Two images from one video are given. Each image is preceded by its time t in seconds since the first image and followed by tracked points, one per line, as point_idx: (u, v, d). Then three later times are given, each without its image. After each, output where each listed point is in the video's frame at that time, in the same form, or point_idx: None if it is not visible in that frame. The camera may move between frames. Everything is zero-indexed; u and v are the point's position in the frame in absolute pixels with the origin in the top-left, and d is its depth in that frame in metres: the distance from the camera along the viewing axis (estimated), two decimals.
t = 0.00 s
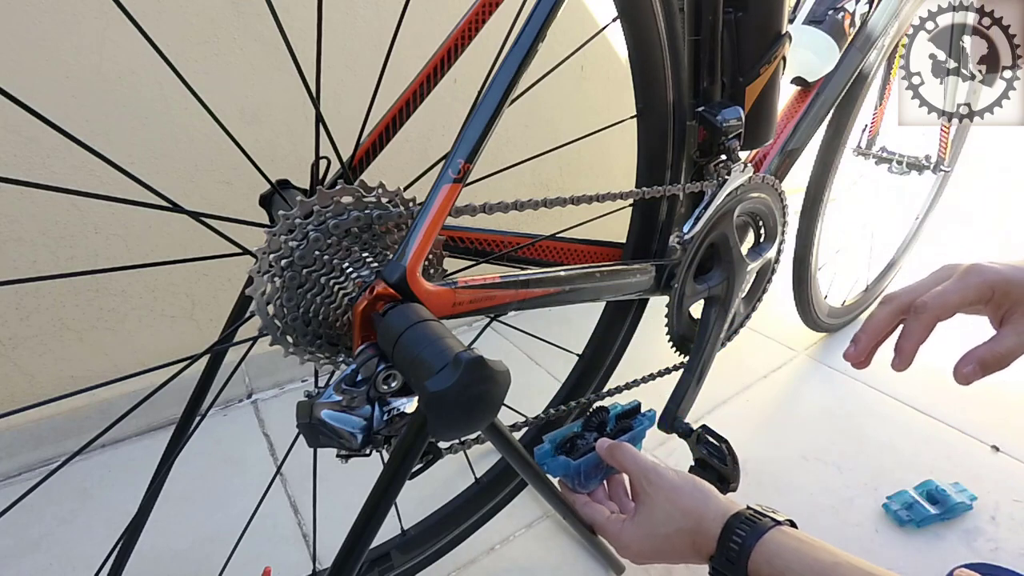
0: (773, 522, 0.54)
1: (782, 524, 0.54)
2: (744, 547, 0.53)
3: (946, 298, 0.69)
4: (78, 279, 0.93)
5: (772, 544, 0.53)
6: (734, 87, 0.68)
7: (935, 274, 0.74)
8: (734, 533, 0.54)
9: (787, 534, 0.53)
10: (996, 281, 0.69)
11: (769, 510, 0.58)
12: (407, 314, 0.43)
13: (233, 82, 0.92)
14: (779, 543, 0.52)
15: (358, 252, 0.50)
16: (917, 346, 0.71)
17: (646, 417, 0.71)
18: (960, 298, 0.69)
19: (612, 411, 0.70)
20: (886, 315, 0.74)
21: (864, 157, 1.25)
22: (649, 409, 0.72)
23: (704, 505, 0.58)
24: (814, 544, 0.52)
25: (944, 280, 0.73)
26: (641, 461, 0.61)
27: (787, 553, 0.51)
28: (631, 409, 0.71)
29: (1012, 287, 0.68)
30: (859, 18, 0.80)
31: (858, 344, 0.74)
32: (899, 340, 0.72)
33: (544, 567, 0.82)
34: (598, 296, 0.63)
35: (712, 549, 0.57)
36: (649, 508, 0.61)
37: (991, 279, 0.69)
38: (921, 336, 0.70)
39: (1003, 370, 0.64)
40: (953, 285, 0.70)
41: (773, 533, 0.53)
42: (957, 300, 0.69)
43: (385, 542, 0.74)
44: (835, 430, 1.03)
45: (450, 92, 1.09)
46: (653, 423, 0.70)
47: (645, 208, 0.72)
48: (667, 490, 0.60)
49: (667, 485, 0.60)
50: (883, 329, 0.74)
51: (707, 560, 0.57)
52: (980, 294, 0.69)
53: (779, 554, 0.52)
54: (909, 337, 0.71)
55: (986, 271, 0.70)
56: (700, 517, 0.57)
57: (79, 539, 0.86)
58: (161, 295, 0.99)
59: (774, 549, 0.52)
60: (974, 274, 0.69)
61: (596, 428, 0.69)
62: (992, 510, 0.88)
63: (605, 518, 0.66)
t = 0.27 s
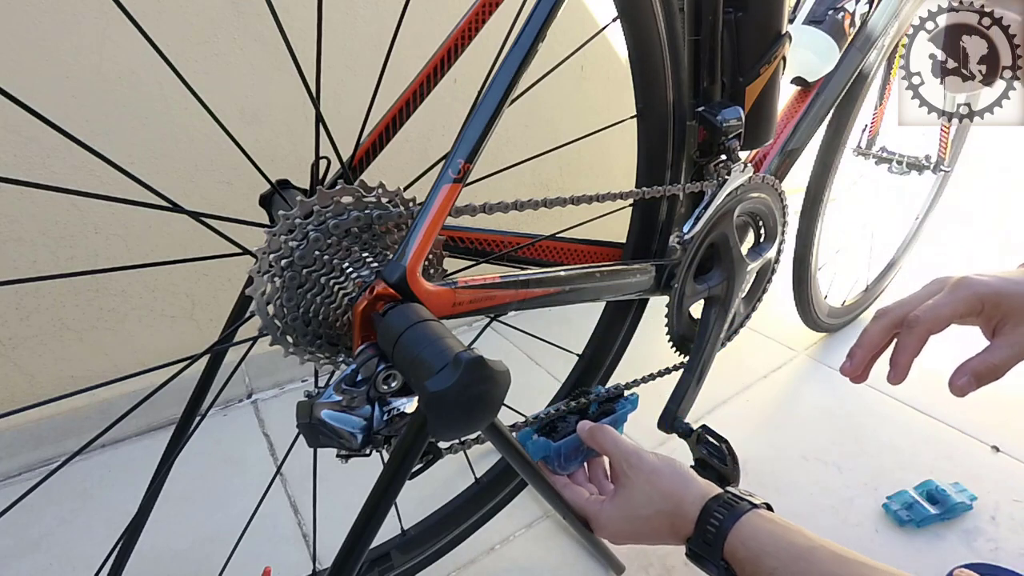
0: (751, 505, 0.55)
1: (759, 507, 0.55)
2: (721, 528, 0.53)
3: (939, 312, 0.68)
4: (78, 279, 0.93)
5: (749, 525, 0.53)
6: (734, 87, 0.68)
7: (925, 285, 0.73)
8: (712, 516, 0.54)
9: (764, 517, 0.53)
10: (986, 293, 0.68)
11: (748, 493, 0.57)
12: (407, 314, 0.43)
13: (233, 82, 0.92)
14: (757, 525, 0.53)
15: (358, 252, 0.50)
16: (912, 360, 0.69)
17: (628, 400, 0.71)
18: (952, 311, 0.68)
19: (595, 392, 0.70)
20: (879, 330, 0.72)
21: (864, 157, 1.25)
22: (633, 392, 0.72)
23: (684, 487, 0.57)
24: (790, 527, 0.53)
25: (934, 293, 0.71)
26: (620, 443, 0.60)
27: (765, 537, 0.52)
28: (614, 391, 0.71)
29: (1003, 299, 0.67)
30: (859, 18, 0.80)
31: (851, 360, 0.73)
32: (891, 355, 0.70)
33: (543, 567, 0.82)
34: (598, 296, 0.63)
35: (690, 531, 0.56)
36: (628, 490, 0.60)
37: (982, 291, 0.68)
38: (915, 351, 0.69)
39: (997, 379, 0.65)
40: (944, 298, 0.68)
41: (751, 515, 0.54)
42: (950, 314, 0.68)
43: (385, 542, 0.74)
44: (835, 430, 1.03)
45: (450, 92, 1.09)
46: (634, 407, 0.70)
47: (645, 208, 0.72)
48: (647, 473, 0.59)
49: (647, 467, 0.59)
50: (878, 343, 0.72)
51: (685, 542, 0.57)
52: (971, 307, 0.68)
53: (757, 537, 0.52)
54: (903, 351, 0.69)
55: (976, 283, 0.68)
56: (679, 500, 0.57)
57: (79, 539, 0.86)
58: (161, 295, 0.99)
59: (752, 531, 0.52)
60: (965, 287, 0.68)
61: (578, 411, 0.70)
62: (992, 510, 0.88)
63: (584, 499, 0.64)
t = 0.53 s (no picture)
0: (748, 499, 0.55)
1: (756, 501, 0.55)
2: (716, 523, 0.53)
3: (925, 320, 0.68)
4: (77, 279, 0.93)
5: (744, 520, 0.53)
6: (734, 87, 0.68)
7: (911, 296, 0.73)
8: (707, 509, 0.54)
9: (761, 512, 0.54)
10: (972, 301, 0.68)
11: (746, 488, 0.57)
12: (407, 314, 0.43)
13: (233, 82, 0.92)
14: (753, 520, 0.53)
15: (358, 253, 0.50)
16: (900, 370, 0.69)
17: (626, 391, 0.66)
18: (938, 319, 0.68)
19: (592, 383, 0.66)
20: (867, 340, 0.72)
21: (864, 157, 1.25)
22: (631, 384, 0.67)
23: (680, 479, 0.57)
24: (786, 522, 0.53)
25: (920, 303, 0.72)
26: (618, 433, 0.58)
27: (762, 532, 0.52)
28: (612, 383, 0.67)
29: (988, 306, 0.68)
30: (859, 18, 0.80)
31: (840, 371, 0.73)
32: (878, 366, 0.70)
33: (543, 567, 0.82)
34: (598, 296, 0.63)
35: (685, 524, 0.56)
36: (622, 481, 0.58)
37: (967, 299, 0.68)
38: (903, 360, 0.69)
39: (985, 388, 0.64)
40: (930, 306, 0.69)
41: (747, 510, 0.54)
42: (935, 323, 0.68)
43: (385, 542, 0.74)
44: (835, 430, 1.03)
45: (450, 92, 1.09)
46: (632, 399, 0.65)
47: (645, 208, 0.72)
48: (643, 464, 0.58)
49: (643, 459, 0.58)
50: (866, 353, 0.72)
51: (679, 535, 0.56)
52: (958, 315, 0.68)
53: (753, 532, 0.52)
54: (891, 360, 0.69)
55: (961, 291, 0.69)
56: (675, 492, 0.56)
57: (79, 539, 0.86)
58: (161, 295, 0.99)
59: (748, 525, 0.53)
60: (950, 295, 0.68)
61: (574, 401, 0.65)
62: (992, 510, 0.88)
63: (576, 489, 0.62)
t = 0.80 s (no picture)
0: (748, 497, 0.54)
1: (756, 500, 0.54)
2: (716, 523, 0.53)
3: (921, 331, 0.67)
4: (77, 279, 0.93)
5: (745, 520, 0.53)
6: (734, 87, 0.68)
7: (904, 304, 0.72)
8: (707, 509, 0.54)
9: (761, 511, 0.53)
10: (967, 310, 0.68)
11: (745, 486, 0.57)
12: (407, 314, 0.43)
13: (233, 82, 0.92)
14: (754, 520, 0.53)
15: (358, 252, 0.50)
16: (896, 380, 0.68)
17: (627, 389, 0.65)
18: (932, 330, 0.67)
19: (593, 380, 0.66)
20: (863, 351, 0.70)
21: (864, 157, 1.25)
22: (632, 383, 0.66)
23: (679, 476, 0.57)
24: (787, 522, 0.53)
25: (914, 311, 0.71)
26: (617, 430, 0.57)
27: (762, 532, 0.52)
28: (613, 382, 0.67)
29: (982, 315, 0.67)
30: (859, 18, 0.80)
31: (836, 380, 0.71)
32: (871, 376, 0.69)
33: (543, 567, 0.82)
34: (598, 296, 0.63)
35: (684, 522, 0.56)
36: (621, 478, 0.58)
37: (961, 309, 0.67)
38: (899, 370, 0.68)
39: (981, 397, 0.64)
40: (924, 317, 0.68)
41: (747, 509, 0.53)
42: (931, 334, 0.67)
43: (385, 542, 0.74)
44: (835, 430, 1.03)
45: (450, 92, 1.09)
46: (632, 397, 0.63)
47: (645, 208, 0.71)
48: (642, 462, 0.57)
49: (642, 456, 0.57)
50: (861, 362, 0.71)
51: (678, 533, 0.56)
52: (951, 326, 0.68)
53: (753, 532, 0.52)
54: (887, 370, 0.68)
55: (955, 300, 0.68)
56: (674, 490, 0.56)
57: (79, 539, 0.86)
58: (161, 295, 0.99)
59: (749, 525, 0.52)
60: (946, 305, 0.67)
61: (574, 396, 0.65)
62: (992, 510, 0.88)
63: (575, 486, 0.62)
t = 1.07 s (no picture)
0: (749, 496, 0.54)
1: (757, 498, 0.54)
2: (717, 522, 0.53)
3: (918, 336, 0.67)
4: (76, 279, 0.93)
5: (746, 519, 0.53)
6: (734, 87, 0.68)
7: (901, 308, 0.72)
8: (708, 508, 0.54)
9: (762, 510, 0.53)
10: (964, 315, 0.68)
11: (746, 484, 0.57)
12: (407, 314, 0.43)
13: (233, 82, 0.92)
14: (755, 519, 0.53)
15: (358, 252, 0.50)
16: (894, 386, 0.68)
17: (627, 386, 0.64)
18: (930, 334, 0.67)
19: (593, 377, 0.65)
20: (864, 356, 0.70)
21: (864, 157, 1.25)
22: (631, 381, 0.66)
23: (679, 474, 0.57)
24: (789, 521, 0.53)
25: (911, 315, 0.71)
26: (617, 427, 0.57)
27: (764, 531, 0.52)
28: (613, 379, 0.66)
29: (979, 320, 0.67)
30: (859, 18, 0.80)
31: (834, 385, 0.70)
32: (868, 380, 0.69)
33: (543, 567, 0.82)
34: (598, 296, 0.63)
35: (684, 521, 0.56)
36: (620, 476, 0.58)
37: (959, 314, 0.67)
38: (897, 376, 0.67)
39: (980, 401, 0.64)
40: (921, 321, 0.68)
41: (749, 508, 0.53)
42: (928, 338, 0.67)
43: (385, 542, 0.74)
44: (835, 430, 1.03)
45: (450, 92, 1.10)
46: (634, 393, 0.63)
47: (645, 208, 0.71)
48: (642, 459, 0.57)
49: (641, 455, 0.57)
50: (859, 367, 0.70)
51: (679, 531, 0.56)
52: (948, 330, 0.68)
53: (754, 531, 0.52)
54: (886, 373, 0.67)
55: (952, 304, 0.68)
56: (673, 489, 0.56)
57: (79, 539, 0.86)
58: (161, 295, 0.99)
59: (750, 524, 0.52)
60: (943, 309, 0.68)
61: (574, 392, 0.63)
62: (992, 510, 0.88)
63: (574, 483, 0.62)
